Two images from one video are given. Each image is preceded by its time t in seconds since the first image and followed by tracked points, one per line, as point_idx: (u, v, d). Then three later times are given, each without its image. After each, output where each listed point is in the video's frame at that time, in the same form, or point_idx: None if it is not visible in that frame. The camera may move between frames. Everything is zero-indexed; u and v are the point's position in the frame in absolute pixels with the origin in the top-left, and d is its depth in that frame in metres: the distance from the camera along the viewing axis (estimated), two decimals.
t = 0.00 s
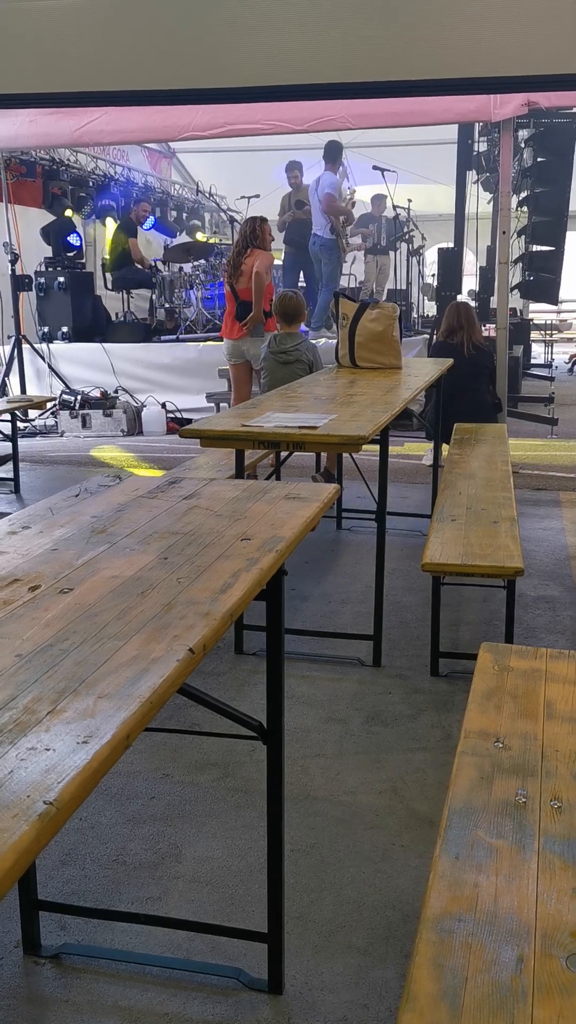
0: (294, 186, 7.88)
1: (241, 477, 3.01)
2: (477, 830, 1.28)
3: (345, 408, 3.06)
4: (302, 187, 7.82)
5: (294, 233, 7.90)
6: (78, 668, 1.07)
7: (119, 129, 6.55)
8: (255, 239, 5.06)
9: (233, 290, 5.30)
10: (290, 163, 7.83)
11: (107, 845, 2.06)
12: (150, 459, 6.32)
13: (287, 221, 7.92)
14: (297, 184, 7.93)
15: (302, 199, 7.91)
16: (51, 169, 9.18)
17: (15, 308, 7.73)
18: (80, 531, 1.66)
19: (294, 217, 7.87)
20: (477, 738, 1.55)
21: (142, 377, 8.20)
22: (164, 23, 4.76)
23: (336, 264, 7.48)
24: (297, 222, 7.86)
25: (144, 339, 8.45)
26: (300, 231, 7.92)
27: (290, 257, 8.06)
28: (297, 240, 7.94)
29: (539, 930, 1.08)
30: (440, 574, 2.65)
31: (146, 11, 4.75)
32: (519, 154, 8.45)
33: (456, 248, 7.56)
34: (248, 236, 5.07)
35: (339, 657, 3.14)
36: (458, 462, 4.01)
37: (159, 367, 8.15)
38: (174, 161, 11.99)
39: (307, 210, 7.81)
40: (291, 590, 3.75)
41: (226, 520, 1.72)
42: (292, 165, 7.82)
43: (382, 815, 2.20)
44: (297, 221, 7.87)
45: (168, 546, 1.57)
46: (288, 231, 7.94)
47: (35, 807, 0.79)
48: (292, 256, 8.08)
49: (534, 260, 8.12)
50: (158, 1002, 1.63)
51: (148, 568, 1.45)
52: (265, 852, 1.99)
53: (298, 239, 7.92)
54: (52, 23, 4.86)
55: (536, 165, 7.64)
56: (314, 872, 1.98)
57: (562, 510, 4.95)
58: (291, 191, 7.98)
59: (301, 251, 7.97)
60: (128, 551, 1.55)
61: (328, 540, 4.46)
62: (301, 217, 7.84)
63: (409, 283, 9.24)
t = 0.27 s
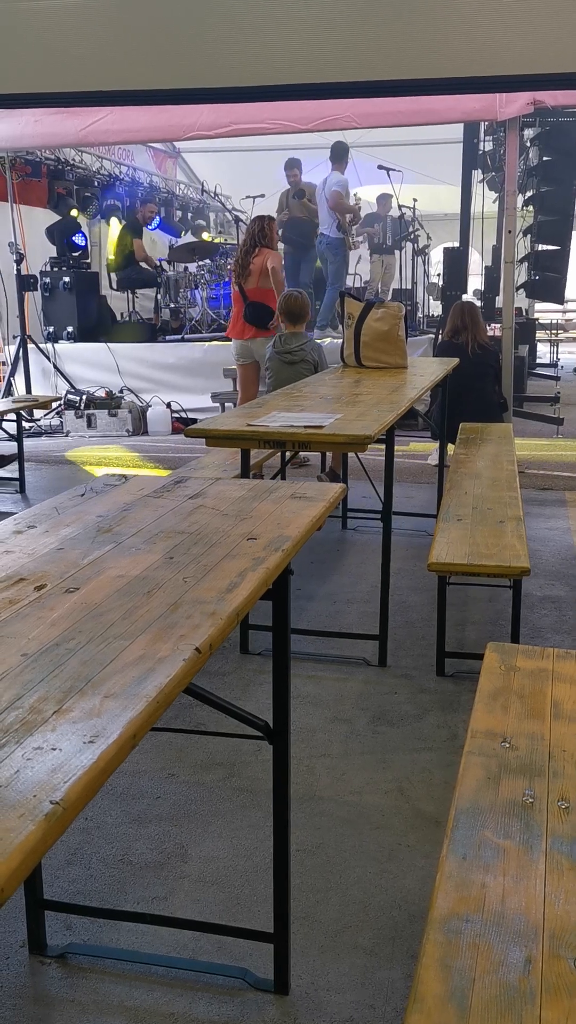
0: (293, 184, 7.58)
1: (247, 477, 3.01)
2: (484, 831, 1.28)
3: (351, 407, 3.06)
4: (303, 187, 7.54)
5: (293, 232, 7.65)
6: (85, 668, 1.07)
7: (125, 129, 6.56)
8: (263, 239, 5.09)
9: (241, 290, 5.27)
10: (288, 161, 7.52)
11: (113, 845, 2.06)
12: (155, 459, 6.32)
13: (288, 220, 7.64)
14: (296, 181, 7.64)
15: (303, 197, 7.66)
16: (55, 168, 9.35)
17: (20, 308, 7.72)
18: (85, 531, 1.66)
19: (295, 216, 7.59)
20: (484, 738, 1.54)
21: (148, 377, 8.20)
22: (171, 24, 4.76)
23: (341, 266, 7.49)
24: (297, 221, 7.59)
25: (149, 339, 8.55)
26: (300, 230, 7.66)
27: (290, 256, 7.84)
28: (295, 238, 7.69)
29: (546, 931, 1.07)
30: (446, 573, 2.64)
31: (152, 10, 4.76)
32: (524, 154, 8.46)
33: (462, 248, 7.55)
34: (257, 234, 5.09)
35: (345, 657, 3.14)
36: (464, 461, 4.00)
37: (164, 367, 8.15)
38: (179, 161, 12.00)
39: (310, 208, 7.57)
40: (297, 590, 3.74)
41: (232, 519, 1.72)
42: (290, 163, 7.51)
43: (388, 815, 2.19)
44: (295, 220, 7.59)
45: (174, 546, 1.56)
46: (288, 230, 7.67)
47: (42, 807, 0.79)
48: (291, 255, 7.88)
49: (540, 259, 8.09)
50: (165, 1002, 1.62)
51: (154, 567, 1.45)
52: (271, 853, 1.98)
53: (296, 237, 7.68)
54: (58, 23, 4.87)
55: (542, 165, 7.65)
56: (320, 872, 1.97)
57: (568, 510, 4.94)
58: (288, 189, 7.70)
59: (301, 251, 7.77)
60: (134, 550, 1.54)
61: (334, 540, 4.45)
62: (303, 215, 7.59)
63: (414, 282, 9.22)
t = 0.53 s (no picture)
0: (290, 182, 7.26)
1: (247, 476, 3.01)
2: (483, 831, 1.28)
3: (351, 407, 3.06)
4: (299, 186, 7.21)
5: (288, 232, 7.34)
6: (84, 668, 1.07)
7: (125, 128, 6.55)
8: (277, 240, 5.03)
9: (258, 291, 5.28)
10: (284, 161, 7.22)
11: (113, 845, 2.06)
12: (156, 458, 6.31)
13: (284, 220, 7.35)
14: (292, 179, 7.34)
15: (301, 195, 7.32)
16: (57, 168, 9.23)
17: (21, 308, 7.70)
18: (85, 531, 1.66)
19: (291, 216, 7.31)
20: (484, 738, 1.54)
21: (149, 376, 8.20)
22: (172, 23, 4.76)
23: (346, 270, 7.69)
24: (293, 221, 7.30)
25: (150, 338, 8.57)
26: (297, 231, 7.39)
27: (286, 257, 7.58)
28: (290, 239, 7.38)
29: (545, 931, 1.07)
30: (446, 573, 2.64)
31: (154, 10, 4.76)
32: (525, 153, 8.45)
33: (463, 247, 7.54)
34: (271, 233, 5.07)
35: (346, 656, 3.14)
36: (464, 460, 4.00)
37: (165, 367, 8.14)
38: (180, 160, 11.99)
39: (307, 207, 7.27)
40: (297, 589, 3.74)
41: (231, 519, 1.72)
42: (287, 161, 7.23)
43: (388, 815, 2.19)
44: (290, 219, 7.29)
45: (174, 546, 1.56)
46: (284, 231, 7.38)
47: (40, 807, 0.79)
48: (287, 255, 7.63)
49: (542, 258, 8.09)
50: (164, 1002, 1.62)
51: (153, 567, 1.45)
52: (271, 853, 1.98)
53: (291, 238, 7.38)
54: (60, 23, 4.87)
55: (543, 164, 7.64)
56: (321, 872, 1.97)
57: (569, 509, 4.94)
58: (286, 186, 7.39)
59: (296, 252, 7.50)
60: (133, 550, 1.54)
61: (335, 540, 4.45)
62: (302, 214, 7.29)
63: (415, 281, 9.21)
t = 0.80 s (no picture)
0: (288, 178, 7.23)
1: (247, 476, 3.01)
2: (484, 830, 1.28)
3: (351, 407, 3.06)
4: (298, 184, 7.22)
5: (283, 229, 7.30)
6: (86, 667, 1.07)
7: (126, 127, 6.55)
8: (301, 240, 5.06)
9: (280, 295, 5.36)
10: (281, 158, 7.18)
11: (114, 844, 2.06)
12: (156, 457, 6.31)
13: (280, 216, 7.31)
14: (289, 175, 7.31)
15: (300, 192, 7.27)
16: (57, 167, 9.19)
17: (21, 307, 7.69)
18: (86, 529, 1.66)
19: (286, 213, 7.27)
20: (485, 737, 1.54)
21: (148, 375, 8.20)
22: (172, 23, 4.76)
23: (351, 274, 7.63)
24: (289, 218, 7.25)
25: (149, 338, 8.57)
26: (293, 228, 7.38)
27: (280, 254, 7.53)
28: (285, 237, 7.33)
29: (546, 930, 1.07)
30: (445, 572, 2.64)
31: (154, 9, 4.75)
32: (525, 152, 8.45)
33: (463, 246, 7.55)
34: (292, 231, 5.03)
35: (346, 655, 3.14)
36: (464, 459, 4.01)
37: (164, 366, 8.14)
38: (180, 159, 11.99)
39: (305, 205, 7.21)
40: (297, 588, 3.74)
41: (232, 518, 1.72)
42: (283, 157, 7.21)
43: (388, 814, 2.19)
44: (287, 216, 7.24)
45: (175, 545, 1.56)
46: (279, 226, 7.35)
47: (42, 806, 0.79)
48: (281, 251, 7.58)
49: (541, 258, 8.09)
50: (165, 1001, 1.63)
51: (154, 566, 1.45)
52: (272, 852, 1.98)
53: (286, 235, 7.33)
54: (60, 22, 4.87)
55: (542, 163, 7.64)
56: (321, 871, 1.98)
57: (569, 508, 4.94)
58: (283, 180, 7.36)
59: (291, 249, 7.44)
60: (134, 549, 1.54)
61: (335, 539, 4.45)
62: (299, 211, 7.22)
63: (414, 281, 9.21)
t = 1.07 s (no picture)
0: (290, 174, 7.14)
1: (247, 474, 3.02)
2: (483, 828, 1.28)
3: (350, 406, 3.07)
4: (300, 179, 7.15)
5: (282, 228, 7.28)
6: (86, 666, 1.07)
7: (126, 126, 6.56)
8: (313, 237, 5.26)
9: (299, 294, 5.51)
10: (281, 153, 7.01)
11: (114, 843, 2.07)
12: (156, 456, 6.32)
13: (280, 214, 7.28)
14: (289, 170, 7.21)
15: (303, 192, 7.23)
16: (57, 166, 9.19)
17: (21, 306, 7.71)
18: (87, 528, 1.67)
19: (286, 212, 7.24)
20: (484, 736, 1.55)
21: (148, 374, 8.20)
22: (172, 23, 4.76)
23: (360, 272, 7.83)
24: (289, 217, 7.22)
25: (149, 338, 8.56)
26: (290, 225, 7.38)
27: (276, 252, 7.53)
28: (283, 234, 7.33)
29: (545, 928, 1.08)
30: (445, 571, 2.65)
31: (154, 9, 4.75)
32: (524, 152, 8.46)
33: (462, 246, 7.55)
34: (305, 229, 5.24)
35: (346, 654, 3.15)
36: (464, 459, 4.01)
37: (164, 366, 8.14)
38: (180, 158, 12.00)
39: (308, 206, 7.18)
40: (297, 587, 3.75)
41: (232, 517, 1.72)
42: (284, 155, 7.06)
43: (388, 813, 2.20)
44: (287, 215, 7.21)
45: (175, 545, 1.57)
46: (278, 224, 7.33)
47: (43, 804, 0.79)
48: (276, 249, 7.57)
49: (541, 258, 8.10)
50: (165, 999, 1.63)
51: (154, 565, 1.46)
52: (271, 850, 1.99)
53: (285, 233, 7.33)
54: (60, 22, 4.86)
55: (542, 163, 7.65)
56: (320, 869, 1.98)
57: (569, 508, 4.94)
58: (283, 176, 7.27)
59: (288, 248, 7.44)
60: (134, 548, 1.55)
61: (335, 538, 4.46)
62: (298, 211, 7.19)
63: (414, 280, 9.22)
